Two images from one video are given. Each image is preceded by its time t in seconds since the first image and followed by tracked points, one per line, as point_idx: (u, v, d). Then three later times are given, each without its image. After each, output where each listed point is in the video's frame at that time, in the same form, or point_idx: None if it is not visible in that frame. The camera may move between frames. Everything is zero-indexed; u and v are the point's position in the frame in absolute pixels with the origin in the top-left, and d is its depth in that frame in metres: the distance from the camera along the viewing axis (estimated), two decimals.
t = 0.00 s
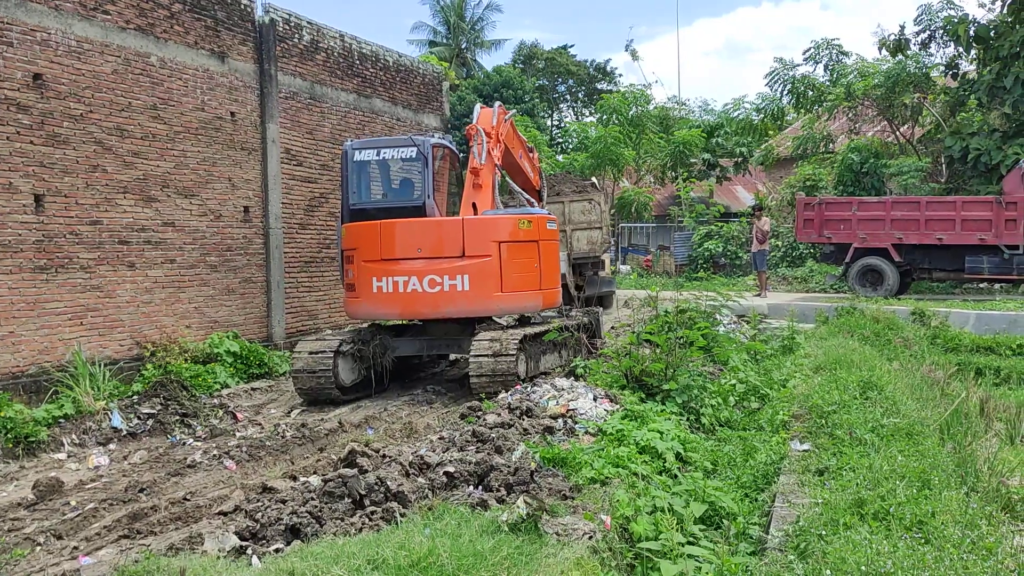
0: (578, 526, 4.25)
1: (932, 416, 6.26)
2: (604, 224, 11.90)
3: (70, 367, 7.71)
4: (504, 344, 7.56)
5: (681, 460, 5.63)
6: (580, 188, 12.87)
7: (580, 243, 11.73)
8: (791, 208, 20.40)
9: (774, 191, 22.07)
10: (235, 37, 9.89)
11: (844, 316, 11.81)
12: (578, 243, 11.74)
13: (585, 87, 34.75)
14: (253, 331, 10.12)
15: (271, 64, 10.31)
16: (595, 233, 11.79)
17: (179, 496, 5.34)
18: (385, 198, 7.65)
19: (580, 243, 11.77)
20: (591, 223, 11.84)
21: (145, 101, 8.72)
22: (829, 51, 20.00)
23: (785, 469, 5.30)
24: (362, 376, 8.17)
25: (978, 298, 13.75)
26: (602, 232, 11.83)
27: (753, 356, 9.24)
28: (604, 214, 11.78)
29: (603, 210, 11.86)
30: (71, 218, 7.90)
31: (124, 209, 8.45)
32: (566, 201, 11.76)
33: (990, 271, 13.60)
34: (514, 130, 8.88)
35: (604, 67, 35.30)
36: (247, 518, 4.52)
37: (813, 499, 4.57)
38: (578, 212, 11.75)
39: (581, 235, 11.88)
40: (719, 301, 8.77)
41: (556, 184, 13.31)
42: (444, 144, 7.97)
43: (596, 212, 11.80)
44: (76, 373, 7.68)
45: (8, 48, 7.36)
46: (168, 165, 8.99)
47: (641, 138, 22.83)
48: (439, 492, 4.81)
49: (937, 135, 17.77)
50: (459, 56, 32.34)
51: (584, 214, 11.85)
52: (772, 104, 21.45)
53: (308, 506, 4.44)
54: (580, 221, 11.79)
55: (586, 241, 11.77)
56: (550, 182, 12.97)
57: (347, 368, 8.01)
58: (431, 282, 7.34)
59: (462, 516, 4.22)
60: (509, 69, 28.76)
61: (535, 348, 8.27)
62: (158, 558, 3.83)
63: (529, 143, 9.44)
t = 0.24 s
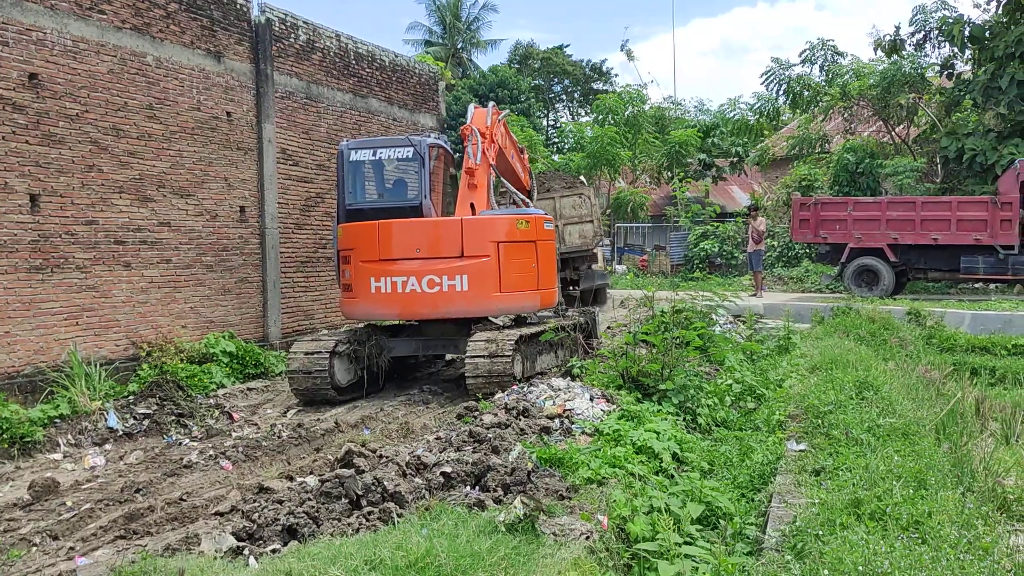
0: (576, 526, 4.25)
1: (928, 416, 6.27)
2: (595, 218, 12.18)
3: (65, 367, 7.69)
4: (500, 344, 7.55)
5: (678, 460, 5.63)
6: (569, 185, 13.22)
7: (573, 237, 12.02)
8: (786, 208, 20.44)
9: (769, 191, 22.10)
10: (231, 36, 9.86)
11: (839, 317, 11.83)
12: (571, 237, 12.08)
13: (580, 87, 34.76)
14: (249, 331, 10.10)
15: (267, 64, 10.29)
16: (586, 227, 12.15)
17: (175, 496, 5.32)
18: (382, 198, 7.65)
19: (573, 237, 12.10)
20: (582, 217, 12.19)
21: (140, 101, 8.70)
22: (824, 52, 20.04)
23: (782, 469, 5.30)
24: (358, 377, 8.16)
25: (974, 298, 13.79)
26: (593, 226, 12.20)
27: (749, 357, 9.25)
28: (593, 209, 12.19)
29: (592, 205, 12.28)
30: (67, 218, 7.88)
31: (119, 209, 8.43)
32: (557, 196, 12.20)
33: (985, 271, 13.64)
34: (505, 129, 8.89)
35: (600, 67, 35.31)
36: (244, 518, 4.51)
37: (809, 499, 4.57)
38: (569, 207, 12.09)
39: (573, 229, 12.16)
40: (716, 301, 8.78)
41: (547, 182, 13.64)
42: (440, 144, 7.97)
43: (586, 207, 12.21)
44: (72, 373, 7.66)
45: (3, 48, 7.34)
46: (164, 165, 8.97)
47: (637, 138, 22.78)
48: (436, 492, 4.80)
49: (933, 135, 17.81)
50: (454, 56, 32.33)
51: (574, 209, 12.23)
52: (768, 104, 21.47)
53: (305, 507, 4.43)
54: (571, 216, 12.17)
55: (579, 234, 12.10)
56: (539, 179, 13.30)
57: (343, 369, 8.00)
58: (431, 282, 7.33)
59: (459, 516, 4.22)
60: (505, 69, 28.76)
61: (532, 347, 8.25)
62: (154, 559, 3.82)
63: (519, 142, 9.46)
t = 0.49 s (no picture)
0: (574, 527, 4.24)
1: (925, 417, 6.28)
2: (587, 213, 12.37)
3: (62, 368, 7.67)
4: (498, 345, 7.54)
5: (676, 461, 5.63)
6: (561, 179, 13.43)
7: (566, 233, 12.24)
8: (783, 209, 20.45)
9: (766, 191, 22.12)
10: (228, 36, 9.84)
11: (836, 317, 11.84)
12: (564, 232, 12.31)
13: (577, 88, 34.75)
14: (246, 331, 10.08)
15: (264, 64, 10.27)
16: (578, 222, 12.34)
17: (172, 497, 5.30)
18: (380, 199, 7.65)
19: (565, 232, 12.33)
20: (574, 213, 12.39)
21: (137, 101, 8.68)
22: (821, 53, 20.06)
23: (780, 470, 5.30)
24: (355, 377, 8.14)
25: (970, 298, 13.81)
26: (585, 220, 12.37)
27: (746, 357, 9.24)
28: (583, 204, 12.34)
29: (583, 199, 12.39)
30: (63, 218, 7.86)
31: (116, 209, 8.40)
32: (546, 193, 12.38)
33: (982, 271, 13.66)
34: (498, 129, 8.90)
35: (597, 67, 35.32)
36: (241, 519, 4.49)
37: (808, 500, 4.57)
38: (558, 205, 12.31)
39: (566, 225, 12.39)
40: (713, 301, 8.77)
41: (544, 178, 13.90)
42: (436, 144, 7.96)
43: (577, 202, 12.34)
44: (68, 374, 7.64)
45: None
46: (161, 166, 8.95)
47: (634, 138, 22.82)
48: (434, 493, 4.79)
49: (929, 136, 17.84)
50: (451, 57, 32.32)
51: (565, 205, 12.40)
52: (764, 105, 21.49)
53: (304, 508, 4.41)
54: (563, 212, 12.33)
55: (570, 230, 12.33)
56: (530, 178, 13.58)
57: (340, 369, 7.98)
58: (431, 282, 7.32)
59: (458, 517, 4.20)
60: (502, 69, 28.76)
61: (529, 348, 8.23)
62: (152, 560, 3.80)
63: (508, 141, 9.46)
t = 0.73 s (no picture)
0: (573, 528, 4.24)
1: (923, 417, 6.28)
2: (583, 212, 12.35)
3: (60, 369, 7.66)
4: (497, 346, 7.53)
5: (674, 461, 5.63)
6: (555, 179, 13.47)
7: (563, 232, 12.28)
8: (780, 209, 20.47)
9: (763, 191, 22.13)
10: (226, 37, 9.84)
11: (834, 318, 11.84)
12: (560, 231, 12.33)
13: (574, 88, 34.74)
14: (244, 332, 10.08)
15: (261, 65, 10.26)
16: (574, 221, 12.35)
17: (170, 498, 5.29)
18: (378, 200, 7.65)
19: (562, 232, 12.35)
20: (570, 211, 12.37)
21: (135, 102, 8.67)
22: (818, 53, 20.09)
23: (778, 470, 5.30)
24: (353, 378, 8.14)
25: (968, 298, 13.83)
26: (580, 219, 12.38)
27: (743, 357, 9.25)
28: (580, 203, 12.32)
29: (579, 198, 12.36)
30: (61, 219, 7.85)
31: (114, 210, 8.40)
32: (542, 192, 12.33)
33: (979, 271, 13.68)
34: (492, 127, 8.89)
35: (594, 68, 35.34)
36: (240, 520, 4.49)
37: (806, 500, 4.57)
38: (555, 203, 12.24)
39: (562, 224, 12.40)
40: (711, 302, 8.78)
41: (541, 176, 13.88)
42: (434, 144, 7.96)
43: (573, 201, 12.31)
44: (66, 375, 7.63)
45: None
46: (159, 166, 8.94)
47: (631, 138, 22.83)
48: (433, 494, 4.78)
49: (926, 136, 17.87)
50: (448, 57, 32.33)
51: (561, 204, 12.34)
52: (762, 105, 21.50)
53: (303, 509, 4.40)
54: (559, 211, 12.30)
55: (567, 229, 12.34)
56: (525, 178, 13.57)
57: (338, 371, 7.97)
58: (433, 283, 7.33)
59: (457, 518, 4.20)
60: (499, 70, 28.77)
61: (527, 348, 8.23)
62: (151, 561, 3.79)
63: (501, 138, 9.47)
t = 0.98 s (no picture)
0: (570, 529, 4.24)
1: (920, 418, 6.29)
2: (582, 213, 12.44)
3: (56, 370, 7.65)
4: (493, 348, 7.52)
5: (671, 463, 5.63)
6: (554, 178, 13.51)
7: (562, 233, 12.30)
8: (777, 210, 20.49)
9: (760, 192, 22.15)
10: (222, 37, 9.83)
11: (830, 318, 11.86)
12: (559, 231, 12.36)
13: (571, 89, 34.76)
14: (241, 333, 10.07)
15: (258, 65, 10.25)
16: (573, 221, 12.38)
17: (167, 500, 5.28)
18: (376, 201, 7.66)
19: (561, 231, 12.38)
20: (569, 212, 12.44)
21: (132, 102, 8.66)
22: (814, 55, 20.12)
23: (775, 472, 5.30)
24: (350, 379, 8.13)
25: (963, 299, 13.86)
26: (579, 219, 12.41)
27: (740, 358, 9.26)
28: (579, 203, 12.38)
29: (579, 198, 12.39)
30: (58, 219, 7.84)
31: (111, 211, 8.39)
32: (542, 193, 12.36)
33: (975, 273, 13.71)
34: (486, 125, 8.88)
35: (591, 69, 35.36)
36: (238, 522, 4.48)
37: (803, 501, 4.57)
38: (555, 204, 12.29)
39: (561, 224, 12.45)
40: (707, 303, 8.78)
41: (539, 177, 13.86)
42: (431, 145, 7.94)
43: (572, 201, 12.34)
44: (62, 376, 7.62)
45: None
46: (156, 167, 8.93)
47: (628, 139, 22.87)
48: (431, 495, 4.78)
49: (922, 137, 17.91)
50: (445, 58, 32.33)
51: (561, 204, 12.38)
52: (758, 106, 21.53)
53: (300, 510, 4.40)
54: (558, 211, 12.33)
55: (565, 229, 12.38)
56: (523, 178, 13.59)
57: (335, 372, 7.96)
58: (432, 284, 7.32)
59: (454, 519, 4.20)
60: (496, 71, 28.77)
61: (524, 349, 8.22)
62: (149, 563, 3.79)
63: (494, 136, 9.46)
